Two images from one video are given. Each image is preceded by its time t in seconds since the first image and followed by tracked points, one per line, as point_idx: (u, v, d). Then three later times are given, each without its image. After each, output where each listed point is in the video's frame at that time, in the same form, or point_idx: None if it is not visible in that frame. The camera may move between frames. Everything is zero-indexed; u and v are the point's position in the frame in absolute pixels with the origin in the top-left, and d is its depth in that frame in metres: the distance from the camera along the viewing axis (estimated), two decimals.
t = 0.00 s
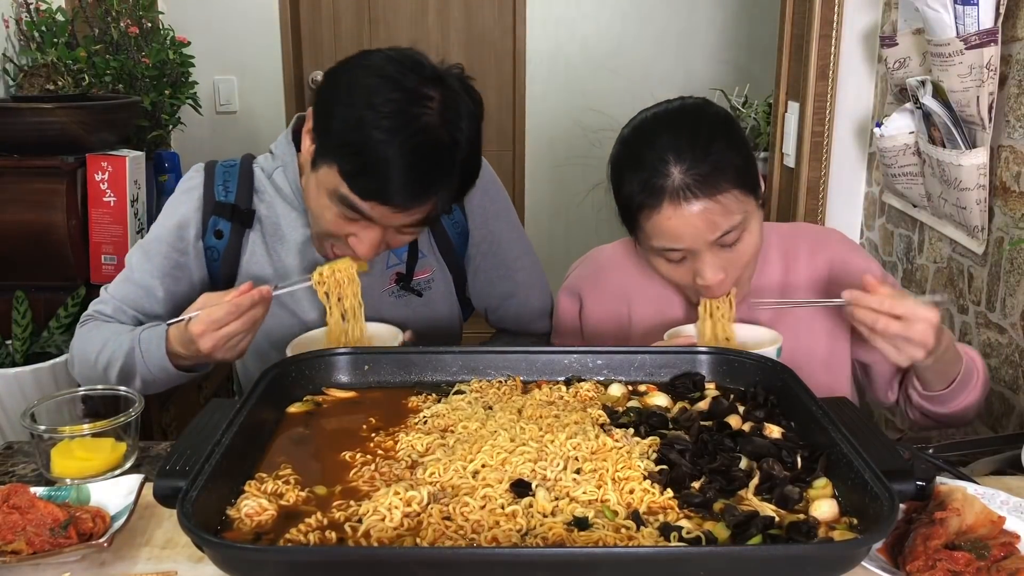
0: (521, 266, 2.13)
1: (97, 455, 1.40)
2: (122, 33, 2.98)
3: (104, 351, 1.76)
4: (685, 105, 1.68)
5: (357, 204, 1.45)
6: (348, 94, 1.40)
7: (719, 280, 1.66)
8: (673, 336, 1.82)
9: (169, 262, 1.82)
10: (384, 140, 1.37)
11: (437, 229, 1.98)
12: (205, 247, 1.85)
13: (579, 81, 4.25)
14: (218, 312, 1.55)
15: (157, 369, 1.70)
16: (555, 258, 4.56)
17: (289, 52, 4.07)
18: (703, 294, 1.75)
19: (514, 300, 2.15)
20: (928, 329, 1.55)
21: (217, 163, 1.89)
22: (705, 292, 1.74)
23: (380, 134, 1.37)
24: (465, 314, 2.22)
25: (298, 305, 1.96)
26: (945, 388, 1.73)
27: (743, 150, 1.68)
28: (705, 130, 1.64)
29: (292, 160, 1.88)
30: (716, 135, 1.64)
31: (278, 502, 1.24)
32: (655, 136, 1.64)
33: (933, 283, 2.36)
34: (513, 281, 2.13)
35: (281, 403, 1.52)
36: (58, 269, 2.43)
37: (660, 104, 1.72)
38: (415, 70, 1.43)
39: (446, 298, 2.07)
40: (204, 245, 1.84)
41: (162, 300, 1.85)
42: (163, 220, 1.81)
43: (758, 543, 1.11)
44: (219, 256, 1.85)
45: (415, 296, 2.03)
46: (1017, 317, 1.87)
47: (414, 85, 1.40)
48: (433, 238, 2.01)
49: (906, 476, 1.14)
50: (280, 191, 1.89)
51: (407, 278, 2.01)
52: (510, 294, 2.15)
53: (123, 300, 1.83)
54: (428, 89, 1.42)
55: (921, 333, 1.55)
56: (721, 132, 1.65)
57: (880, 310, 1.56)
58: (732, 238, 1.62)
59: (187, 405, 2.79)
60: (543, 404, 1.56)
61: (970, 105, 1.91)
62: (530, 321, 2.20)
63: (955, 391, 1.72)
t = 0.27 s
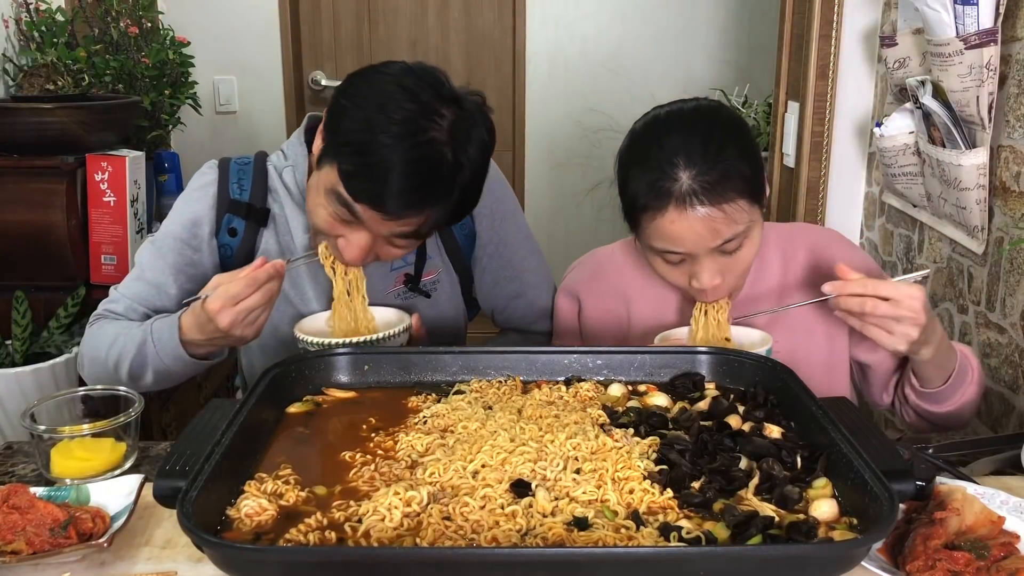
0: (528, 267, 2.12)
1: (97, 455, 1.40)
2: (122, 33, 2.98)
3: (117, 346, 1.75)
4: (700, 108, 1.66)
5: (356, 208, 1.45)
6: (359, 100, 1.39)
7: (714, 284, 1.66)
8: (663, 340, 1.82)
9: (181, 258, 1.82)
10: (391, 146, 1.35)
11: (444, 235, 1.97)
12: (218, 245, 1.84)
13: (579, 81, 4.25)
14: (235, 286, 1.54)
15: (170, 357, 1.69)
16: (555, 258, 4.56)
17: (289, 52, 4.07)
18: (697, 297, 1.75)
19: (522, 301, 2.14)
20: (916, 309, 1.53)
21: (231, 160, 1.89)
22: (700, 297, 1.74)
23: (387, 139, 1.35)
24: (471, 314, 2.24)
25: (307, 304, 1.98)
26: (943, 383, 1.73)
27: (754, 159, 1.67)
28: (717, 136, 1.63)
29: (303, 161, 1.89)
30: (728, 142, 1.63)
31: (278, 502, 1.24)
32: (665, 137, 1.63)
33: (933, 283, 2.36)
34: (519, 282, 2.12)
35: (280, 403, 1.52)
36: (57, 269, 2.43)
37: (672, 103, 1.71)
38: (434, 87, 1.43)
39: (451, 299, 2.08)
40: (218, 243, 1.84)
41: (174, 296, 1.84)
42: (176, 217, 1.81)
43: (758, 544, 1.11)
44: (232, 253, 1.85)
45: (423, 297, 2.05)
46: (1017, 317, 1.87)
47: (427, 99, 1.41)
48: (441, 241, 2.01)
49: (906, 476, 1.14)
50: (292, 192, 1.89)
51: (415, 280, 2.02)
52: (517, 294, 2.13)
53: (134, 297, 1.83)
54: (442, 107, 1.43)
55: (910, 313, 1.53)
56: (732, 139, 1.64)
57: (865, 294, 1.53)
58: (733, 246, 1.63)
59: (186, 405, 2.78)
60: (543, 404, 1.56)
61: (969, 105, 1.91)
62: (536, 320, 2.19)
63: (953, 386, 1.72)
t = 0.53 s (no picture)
0: (529, 270, 2.13)
1: (97, 455, 1.40)
2: (122, 33, 2.98)
3: (123, 343, 1.75)
4: (712, 114, 1.63)
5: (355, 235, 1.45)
6: (367, 138, 1.38)
7: (710, 291, 1.70)
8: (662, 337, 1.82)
9: (190, 257, 1.82)
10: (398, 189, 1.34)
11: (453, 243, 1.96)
12: (226, 244, 1.86)
13: (579, 81, 4.25)
14: (254, 293, 1.56)
15: (181, 356, 1.69)
16: (555, 258, 4.56)
17: (289, 52, 4.07)
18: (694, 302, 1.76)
19: (525, 306, 2.16)
20: (883, 324, 1.53)
21: (239, 160, 1.89)
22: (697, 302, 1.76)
23: (394, 181, 1.34)
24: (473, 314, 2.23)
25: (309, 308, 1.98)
26: (924, 398, 1.75)
27: (760, 170, 1.65)
28: (724, 144, 1.61)
29: (314, 164, 1.89)
30: (734, 150, 1.61)
31: (278, 502, 1.24)
32: (672, 140, 1.62)
33: (933, 283, 2.36)
34: (522, 287, 2.14)
35: (280, 403, 1.52)
36: (57, 269, 2.43)
37: (684, 107, 1.69)
38: (448, 128, 1.43)
39: (455, 303, 2.08)
40: (226, 242, 1.86)
41: (182, 295, 1.85)
42: (183, 216, 1.81)
43: (758, 543, 1.11)
44: (239, 253, 1.88)
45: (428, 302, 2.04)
46: (1017, 317, 1.87)
47: (438, 143, 1.39)
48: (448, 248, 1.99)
49: (906, 476, 1.14)
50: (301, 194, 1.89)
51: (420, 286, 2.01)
52: (520, 300, 2.15)
53: (141, 295, 1.83)
54: (452, 152, 1.42)
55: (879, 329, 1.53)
56: (740, 147, 1.62)
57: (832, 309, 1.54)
58: (730, 255, 1.65)
59: (186, 405, 2.78)
60: (543, 404, 1.56)
61: (969, 105, 1.91)
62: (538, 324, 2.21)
63: (934, 400, 1.74)
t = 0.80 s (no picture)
0: (531, 272, 2.13)
1: (97, 455, 1.40)
2: (122, 33, 2.98)
3: (100, 315, 1.76)
4: (714, 117, 1.63)
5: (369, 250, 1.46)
6: (368, 147, 1.37)
7: (708, 294, 1.68)
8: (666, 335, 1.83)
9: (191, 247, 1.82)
10: (403, 200, 1.34)
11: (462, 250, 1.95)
12: (227, 241, 1.87)
13: (579, 82, 4.25)
14: (205, 316, 1.56)
15: (131, 354, 1.71)
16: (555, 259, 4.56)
17: (289, 52, 4.07)
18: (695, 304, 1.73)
19: (531, 312, 2.15)
20: (874, 320, 1.54)
21: (248, 159, 1.89)
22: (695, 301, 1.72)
23: (398, 193, 1.34)
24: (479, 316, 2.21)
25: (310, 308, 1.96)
26: (920, 399, 1.74)
27: (762, 174, 1.64)
28: (725, 145, 1.61)
29: (322, 167, 1.87)
30: (735, 153, 1.61)
31: (278, 502, 1.24)
32: (673, 142, 1.62)
33: (933, 283, 2.36)
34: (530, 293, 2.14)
35: (280, 403, 1.52)
36: (57, 269, 2.43)
37: (688, 109, 1.69)
38: (437, 125, 1.39)
39: (462, 305, 2.07)
40: (227, 238, 1.86)
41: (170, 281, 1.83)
42: (193, 207, 1.81)
43: (758, 544, 1.11)
44: (240, 250, 1.88)
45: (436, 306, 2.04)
46: (1017, 316, 1.87)
47: (432, 142, 1.37)
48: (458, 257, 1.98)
49: (906, 476, 1.14)
50: (308, 196, 1.89)
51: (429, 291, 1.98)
52: (526, 305, 2.15)
53: (132, 271, 1.82)
54: (447, 144, 1.40)
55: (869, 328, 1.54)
56: (740, 150, 1.62)
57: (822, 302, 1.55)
58: (730, 257, 1.64)
59: (186, 405, 2.78)
60: (543, 404, 1.56)
61: (969, 105, 1.91)
62: (542, 327, 2.21)
63: (931, 402, 1.74)
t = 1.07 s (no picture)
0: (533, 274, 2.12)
1: (97, 455, 1.40)
2: (121, 33, 2.98)
3: (99, 306, 1.75)
4: (717, 110, 1.65)
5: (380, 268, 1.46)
6: (364, 173, 1.38)
7: (724, 286, 1.67)
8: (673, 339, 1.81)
9: (193, 248, 1.84)
10: (407, 222, 1.35)
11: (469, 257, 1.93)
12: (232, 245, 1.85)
13: (579, 82, 4.25)
14: (232, 274, 1.54)
15: (137, 320, 1.67)
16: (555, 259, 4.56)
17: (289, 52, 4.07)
18: (707, 296, 1.74)
19: (536, 315, 2.16)
20: (879, 326, 1.52)
21: (253, 163, 1.88)
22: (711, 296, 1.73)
23: (401, 215, 1.35)
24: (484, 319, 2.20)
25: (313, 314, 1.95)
26: (921, 406, 1.75)
27: (770, 162, 1.65)
28: (733, 137, 1.62)
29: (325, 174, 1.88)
30: (743, 143, 1.62)
31: (278, 502, 1.24)
32: (680, 136, 1.63)
33: (933, 283, 2.36)
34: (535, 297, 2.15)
35: (279, 403, 1.51)
36: (56, 269, 2.43)
37: (689, 104, 1.70)
38: (424, 141, 1.41)
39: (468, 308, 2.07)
40: (232, 244, 1.85)
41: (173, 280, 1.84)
42: (196, 209, 1.82)
43: (757, 543, 1.11)
44: (246, 256, 1.86)
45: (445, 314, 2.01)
46: (1017, 316, 1.87)
47: (424, 159, 1.38)
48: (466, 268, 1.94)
49: (906, 476, 1.14)
50: (313, 202, 1.91)
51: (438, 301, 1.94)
52: (530, 309, 2.16)
53: (131, 268, 1.82)
54: (441, 158, 1.40)
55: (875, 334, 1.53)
56: (748, 141, 1.63)
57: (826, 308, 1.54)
58: (744, 249, 1.63)
59: (186, 405, 2.78)
60: (543, 404, 1.56)
61: (969, 105, 1.91)
62: (546, 330, 2.22)
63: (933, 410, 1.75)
